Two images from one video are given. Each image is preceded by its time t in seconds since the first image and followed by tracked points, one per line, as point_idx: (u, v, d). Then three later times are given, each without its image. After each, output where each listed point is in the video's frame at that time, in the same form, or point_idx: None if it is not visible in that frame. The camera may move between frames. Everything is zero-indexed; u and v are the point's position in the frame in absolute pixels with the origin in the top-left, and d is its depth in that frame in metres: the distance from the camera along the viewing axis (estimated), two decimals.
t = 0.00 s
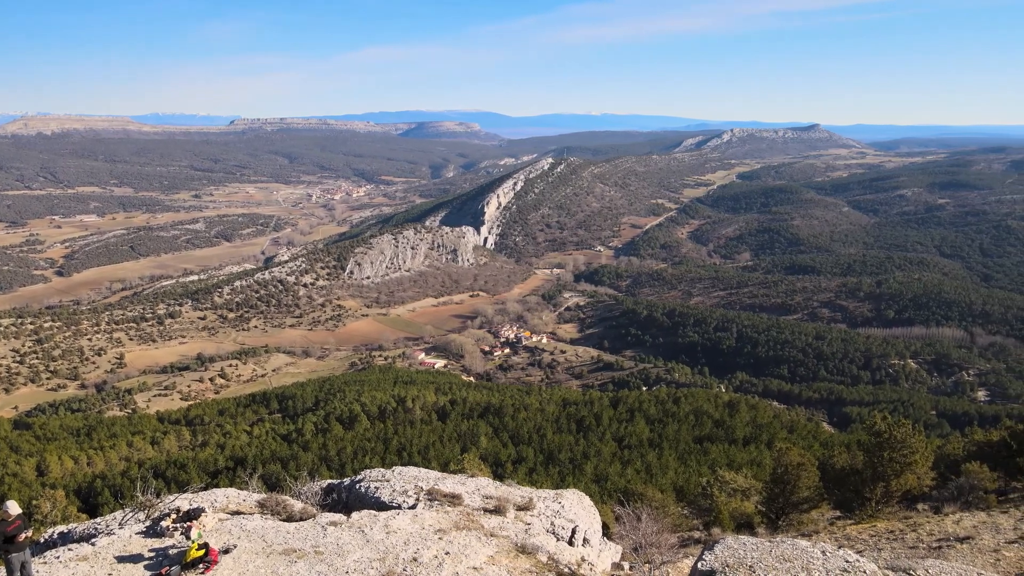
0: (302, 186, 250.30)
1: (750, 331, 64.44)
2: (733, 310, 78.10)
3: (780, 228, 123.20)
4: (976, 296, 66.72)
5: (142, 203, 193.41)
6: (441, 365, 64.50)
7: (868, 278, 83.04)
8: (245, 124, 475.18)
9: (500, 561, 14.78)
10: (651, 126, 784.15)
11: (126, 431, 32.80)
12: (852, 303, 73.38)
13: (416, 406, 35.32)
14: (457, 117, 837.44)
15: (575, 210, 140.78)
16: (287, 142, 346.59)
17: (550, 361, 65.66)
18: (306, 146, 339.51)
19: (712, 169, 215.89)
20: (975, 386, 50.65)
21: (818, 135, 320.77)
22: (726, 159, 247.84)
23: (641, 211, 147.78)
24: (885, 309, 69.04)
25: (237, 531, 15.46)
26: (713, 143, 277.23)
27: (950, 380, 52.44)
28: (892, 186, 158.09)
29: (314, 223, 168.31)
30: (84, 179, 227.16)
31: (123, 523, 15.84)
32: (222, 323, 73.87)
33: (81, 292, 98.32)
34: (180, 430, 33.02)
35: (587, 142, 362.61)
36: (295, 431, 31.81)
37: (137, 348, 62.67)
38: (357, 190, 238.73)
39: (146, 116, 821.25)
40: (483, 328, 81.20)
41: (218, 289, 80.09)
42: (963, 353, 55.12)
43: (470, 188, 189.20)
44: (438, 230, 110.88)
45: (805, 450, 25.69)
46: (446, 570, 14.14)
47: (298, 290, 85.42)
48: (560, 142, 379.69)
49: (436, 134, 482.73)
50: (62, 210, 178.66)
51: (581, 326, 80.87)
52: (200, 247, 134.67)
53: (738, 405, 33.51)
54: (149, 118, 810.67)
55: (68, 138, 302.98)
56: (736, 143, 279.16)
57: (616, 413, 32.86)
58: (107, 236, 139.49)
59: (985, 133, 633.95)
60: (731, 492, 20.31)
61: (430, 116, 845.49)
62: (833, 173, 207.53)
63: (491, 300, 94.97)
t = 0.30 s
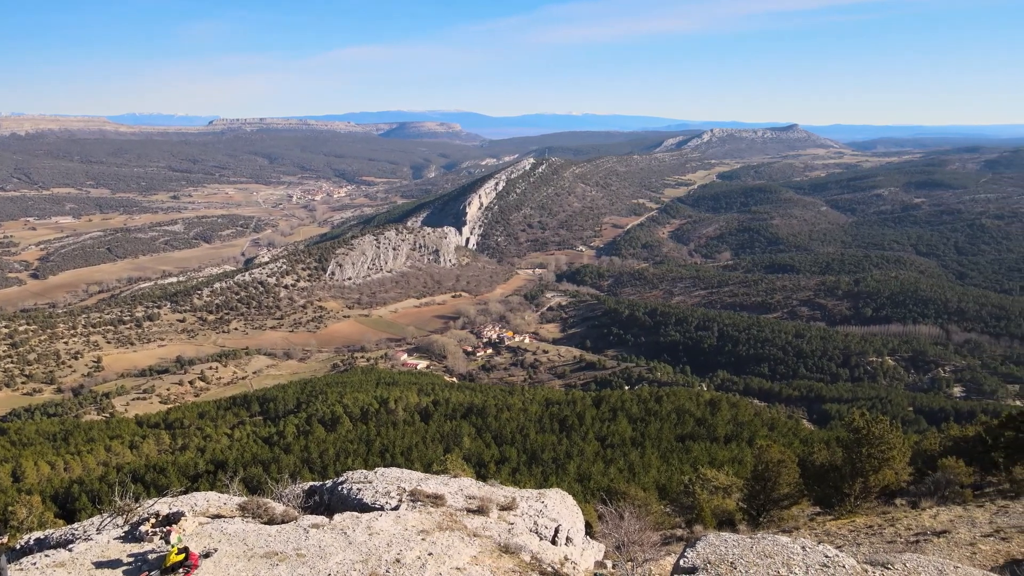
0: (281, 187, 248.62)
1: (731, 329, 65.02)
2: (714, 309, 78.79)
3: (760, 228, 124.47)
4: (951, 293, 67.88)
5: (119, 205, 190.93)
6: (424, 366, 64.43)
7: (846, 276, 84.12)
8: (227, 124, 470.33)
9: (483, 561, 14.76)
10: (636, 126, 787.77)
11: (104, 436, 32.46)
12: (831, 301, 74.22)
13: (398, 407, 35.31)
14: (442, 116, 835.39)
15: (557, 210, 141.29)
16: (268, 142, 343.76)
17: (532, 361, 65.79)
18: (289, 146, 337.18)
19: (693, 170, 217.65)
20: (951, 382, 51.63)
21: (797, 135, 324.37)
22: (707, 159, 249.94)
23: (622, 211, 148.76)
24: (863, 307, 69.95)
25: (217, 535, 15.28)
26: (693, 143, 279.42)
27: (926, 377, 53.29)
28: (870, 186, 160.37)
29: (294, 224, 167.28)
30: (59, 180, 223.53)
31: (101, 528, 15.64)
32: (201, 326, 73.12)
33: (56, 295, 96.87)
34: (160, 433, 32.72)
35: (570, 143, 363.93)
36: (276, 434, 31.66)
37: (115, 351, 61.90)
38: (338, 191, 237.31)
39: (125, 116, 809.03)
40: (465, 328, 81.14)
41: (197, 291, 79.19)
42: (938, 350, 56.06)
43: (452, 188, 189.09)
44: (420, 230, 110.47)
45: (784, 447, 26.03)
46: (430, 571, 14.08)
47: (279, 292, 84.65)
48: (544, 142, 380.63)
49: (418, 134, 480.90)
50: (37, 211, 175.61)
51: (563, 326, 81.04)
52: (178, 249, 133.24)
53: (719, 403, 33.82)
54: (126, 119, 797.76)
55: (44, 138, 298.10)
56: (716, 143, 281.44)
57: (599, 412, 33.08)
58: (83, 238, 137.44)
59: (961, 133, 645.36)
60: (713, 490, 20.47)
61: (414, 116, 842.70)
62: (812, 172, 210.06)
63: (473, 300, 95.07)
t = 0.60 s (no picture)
0: (260, 188, 246.70)
1: (711, 328, 65.54)
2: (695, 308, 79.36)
3: (739, 227, 125.62)
4: (926, 291, 68.98)
5: (94, 206, 188.05)
6: (406, 367, 64.24)
7: (824, 275, 85.13)
8: (207, 124, 465.07)
9: (466, 561, 14.76)
10: (619, 126, 789.85)
11: (80, 441, 32.06)
12: (809, 300, 75.08)
13: (380, 409, 35.26)
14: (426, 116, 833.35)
15: (538, 210, 141.63)
16: (249, 142, 340.59)
17: (514, 361, 65.84)
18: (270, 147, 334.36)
19: (673, 170, 219.17)
20: (927, 378, 52.45)
21: (775, 134, 327.85)
22: (686, 159, 251.84)
23: (603, 211, 149.50)
24: (841, 305, 70.84)
25: (196, 538, 15.11)
26: (672, 143, 281.41)
27: (902, 374, 54.19)
28: (846, 185, 162.63)
29: (274, 225, 166.03)
30: (33, 181, 219.45)
31: (77, 534, 15.45)
32: (179, 328, 72.32)
33: (29, 299, 95.23)
34: (138, 437, 32.41)
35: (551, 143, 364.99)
36: (257, 437, 31.51)
37: (91, 355, 61.05)
38: (318, 192, 235.53)
39: (102, 116, 796.96)
40: (447, 329, 80.97)
41: (175, 293, 78.30)
42: (914, 347, 56.99)
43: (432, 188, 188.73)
44: (401, 231, 110.02)
45: (763, 443, 26.35)
46: (413, 572, 14.02)
47: (259, 293, 83.89)
48: (526, 142, 381.32)
49: (397, 134, 478.13)
50: (9, 213, 172.30)
51: (545, 326, 81.12)
52: (155, 251, 131.68)
53: (700, 401, 34.11)
54: (101, 121, 784.43)
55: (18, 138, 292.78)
56: (695, 143, 283.65)
57: (581, 412, 33.26)
58: (57, 241, 135.26)
59: (938, 133, 656.67)
60: (693, 488, 20.65)
61: (398, 117, 838.83)
62: (789, 172, 212.48)
63: (454, 301, 95.20)
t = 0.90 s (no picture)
0: (238, 189, 244.51)
1: (691, 327, 66.07)
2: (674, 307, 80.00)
3: (718, 226, 126.79)
4: (901, 289, 70.03)
5: (68, 208, 185.06)
6: (386, 368, 64.03)
7: (802, 273, 86.09)
8: (186, 124, 459.14)
9: (448, 561, 14.75)
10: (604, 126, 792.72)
11: (55, 445, 31.64)
12: (787, 298, 75.95)
13: (361, 410, 35.14)
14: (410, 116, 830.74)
15: (519, 211, 142.00)
16: (228, 143, 337.32)
17: (496, 361, 65.87)
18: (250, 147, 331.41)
19: (652, 170, 220.56)
20: (903, 375, 53.22)
21: (753, 135, 331.27)
22: (665, 159, 253.66)
23: (584, 212, 150.25)
24: (818, 304, 71.70)
25: (175, 543, 14.94)
26: (652, 143, 283.34)
27: (879, 370, 55.00)
28: (823, 184, 164.88)
29: (252, 226, 164.75)
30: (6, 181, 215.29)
31: (52, 540, 15.20)
32: (157, 331, 71.48)
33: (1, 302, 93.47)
34: (115, 442, 32.05)
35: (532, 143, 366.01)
36: (236, 440, 31.27)
37: (66, 358, 60.16)
38: (297, 193, 233.72)
39: (78, 116, 784.14)
40: (429, 329, 80.81)
41: (152, 295, 77.36)
42: (890, 344, 57.87)
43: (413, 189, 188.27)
44: (381, 232, 109.56)
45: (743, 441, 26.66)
46: (394, 574, 13.97)
47: (237, 295, 83.08)
48: (508, 142, 382.18)
49: (379, 134, 475.80)
50: None
51: (526, 326, 81.22)
52: (131, 253, 129.95)
53: (680, 400, 34.40)
54: (74, 121, 769.15)
55: None
56: (674, 143, 285.72)
57: (562, 412, 33.40)
58: (30, 243, 132.92)
59: (915, 133, 667.84)
60: (674, 486, 20.81)
61: (381, 117, 833.91)
62: (767, 172, 214.84)
63: (436, 301, 95.24)
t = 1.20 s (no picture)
0: (215, 190, 242.15)
1: (671, 326, 66.56)
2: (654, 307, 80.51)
3: (698, 226, 127.89)
4: (877, 287, 71.06)
5: (42, 209, 182.10)
6: (367, 370, 63.74)
7: (780, 272, 87.04)
8: (164, 124, 452.99)
9: (430, 562, 14.73)
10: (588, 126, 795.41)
11: (29, 451, 31.17)
12: (766, 297, 76.78)
13: (342, 412, 34.98)
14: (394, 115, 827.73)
15: (499, 211, 142.22)
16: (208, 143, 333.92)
17: (477, 362, 65.83)
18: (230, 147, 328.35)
19: (632, 169, 221.86)
20: (880, 372, 54.00)
21: (731, 135, 334.35)
22: (645, 159, 255.23)
23: (564, 212, 150.85)
24: (796, 302, 72.53)
25: (153, 548, 14.74)
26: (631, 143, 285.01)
27: (855, 367, 55.86)
28: (800, 184, 166.97)
29: (231, 227, 163.17)
30: None
31: (27, 547, 14.94)
32: (133, 334, 70.63)
33: None
34: (92, 447, 31.64)
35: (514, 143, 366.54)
36: (215, 443, 31.02)
37: (40, 363, 59.26)
38: (276, 194, 231.68)
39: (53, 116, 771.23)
40: (410, 330, 80.57)
41: (128, 297, 76.41)
42: (866, 341, 58.70)
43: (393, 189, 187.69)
44: (361, 232, 109.01)
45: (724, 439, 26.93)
46: None
47: (216, 297, 82.27)
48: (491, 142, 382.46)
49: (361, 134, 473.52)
50: None
51: (508, 326, 81.29)
52: (107, 255, 128.20)
53: (661, 399, 34.65)
54: (47, 121, 754.02)
55: None
56: (654, 143, 287.59)
57: (544, 411, 33.51)
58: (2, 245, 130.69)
59: (892, 133, 678.65)
60: (656, 484, 20.96)
61: (364, 117, 830.16)
62: (745, 171, 217.01)
63: (417, 302, 95.12)
